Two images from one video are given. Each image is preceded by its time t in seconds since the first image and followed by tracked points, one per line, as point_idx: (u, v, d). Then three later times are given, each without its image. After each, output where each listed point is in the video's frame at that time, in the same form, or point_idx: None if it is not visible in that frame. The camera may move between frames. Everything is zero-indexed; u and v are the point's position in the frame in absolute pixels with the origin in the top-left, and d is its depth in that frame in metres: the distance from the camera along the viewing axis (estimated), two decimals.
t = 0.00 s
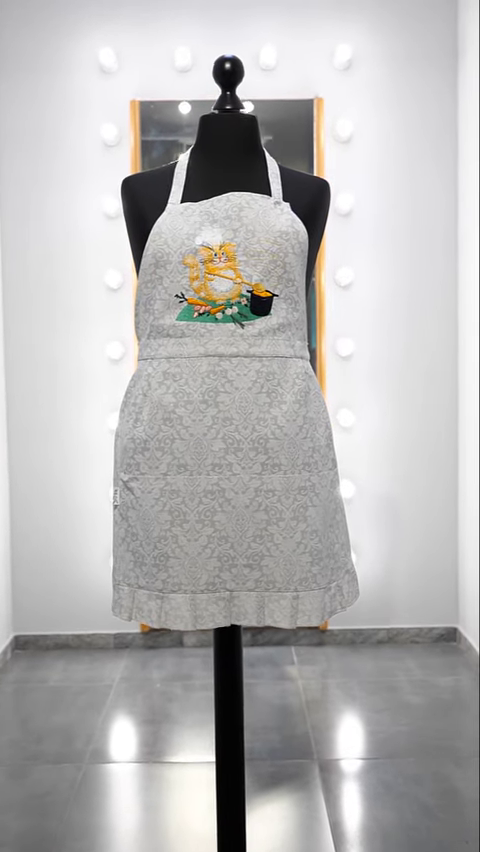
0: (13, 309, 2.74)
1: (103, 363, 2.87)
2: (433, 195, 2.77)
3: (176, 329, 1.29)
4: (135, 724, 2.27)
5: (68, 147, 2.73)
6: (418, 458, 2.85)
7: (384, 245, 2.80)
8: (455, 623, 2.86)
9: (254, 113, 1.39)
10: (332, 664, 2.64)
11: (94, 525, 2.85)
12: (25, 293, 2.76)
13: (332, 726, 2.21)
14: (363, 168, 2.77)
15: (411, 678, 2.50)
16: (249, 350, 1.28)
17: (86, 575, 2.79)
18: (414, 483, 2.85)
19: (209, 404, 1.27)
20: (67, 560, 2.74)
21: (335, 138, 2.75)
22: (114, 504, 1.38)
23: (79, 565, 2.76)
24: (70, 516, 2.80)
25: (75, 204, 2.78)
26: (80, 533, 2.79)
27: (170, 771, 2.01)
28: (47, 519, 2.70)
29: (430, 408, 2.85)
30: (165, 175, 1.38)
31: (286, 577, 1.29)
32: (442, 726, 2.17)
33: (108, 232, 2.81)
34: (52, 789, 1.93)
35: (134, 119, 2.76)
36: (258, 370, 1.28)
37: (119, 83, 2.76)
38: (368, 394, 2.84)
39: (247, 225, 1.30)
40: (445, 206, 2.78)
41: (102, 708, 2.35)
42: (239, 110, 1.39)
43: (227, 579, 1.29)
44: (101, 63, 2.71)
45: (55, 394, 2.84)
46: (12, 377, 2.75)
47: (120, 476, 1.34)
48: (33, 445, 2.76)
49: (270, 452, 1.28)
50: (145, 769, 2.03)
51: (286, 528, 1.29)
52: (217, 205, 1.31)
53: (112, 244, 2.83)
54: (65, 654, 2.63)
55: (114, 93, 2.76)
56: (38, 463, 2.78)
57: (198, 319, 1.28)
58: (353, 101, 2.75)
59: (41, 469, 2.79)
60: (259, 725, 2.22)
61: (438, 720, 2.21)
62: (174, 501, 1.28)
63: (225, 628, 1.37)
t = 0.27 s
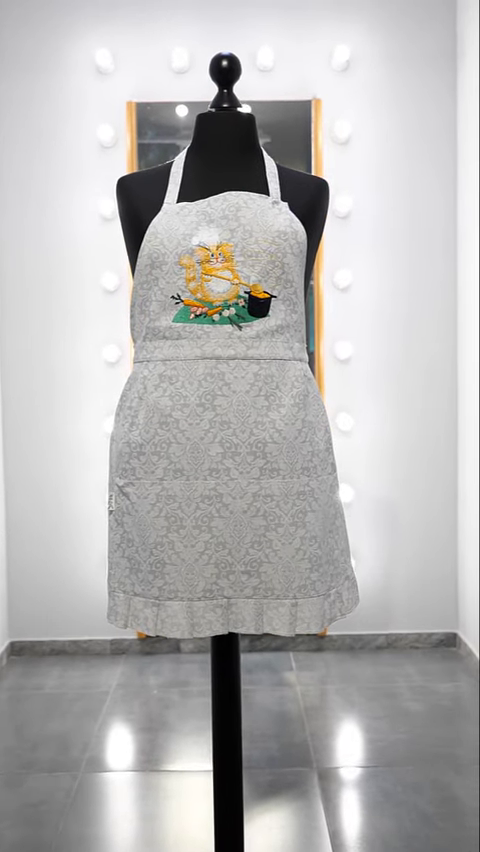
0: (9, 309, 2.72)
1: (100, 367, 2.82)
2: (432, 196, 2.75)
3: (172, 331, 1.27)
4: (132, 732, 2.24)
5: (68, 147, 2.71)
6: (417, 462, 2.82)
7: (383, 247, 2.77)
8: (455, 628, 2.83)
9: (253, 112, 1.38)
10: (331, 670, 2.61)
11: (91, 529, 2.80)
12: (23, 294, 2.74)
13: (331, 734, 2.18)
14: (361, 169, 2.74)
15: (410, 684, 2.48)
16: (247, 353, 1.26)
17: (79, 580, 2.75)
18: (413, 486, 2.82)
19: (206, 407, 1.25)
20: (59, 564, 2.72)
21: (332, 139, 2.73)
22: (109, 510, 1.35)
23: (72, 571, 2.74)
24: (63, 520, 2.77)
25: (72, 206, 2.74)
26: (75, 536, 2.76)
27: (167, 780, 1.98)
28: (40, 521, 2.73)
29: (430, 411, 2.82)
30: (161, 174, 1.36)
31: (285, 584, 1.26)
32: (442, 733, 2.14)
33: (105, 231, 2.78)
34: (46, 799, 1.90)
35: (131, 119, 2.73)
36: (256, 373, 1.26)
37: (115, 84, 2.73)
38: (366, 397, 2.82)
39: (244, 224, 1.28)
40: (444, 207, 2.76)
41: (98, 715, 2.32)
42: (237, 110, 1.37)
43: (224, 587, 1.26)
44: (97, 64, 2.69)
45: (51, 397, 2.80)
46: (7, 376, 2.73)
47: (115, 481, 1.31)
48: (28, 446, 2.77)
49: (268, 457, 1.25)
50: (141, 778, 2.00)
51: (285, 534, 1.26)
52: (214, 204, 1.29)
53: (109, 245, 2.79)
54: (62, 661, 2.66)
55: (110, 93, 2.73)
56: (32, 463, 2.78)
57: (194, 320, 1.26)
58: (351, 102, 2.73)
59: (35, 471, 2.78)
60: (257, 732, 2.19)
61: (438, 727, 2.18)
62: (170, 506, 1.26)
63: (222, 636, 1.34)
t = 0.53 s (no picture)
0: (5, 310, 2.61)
1: (95, 371, 2.80)
2: (431, 197, 2.73)
3: (168, 333, 1.24)
4: (129, 741, 2.21)
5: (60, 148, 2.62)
6: (417, 466, 2.80)
7: (382, 249, 2.75)
8: (455, 634, 2.80)
9: (250, 111, 1.35)
10: (330, 677, 2.58)
11: (86, 534, 2.77)
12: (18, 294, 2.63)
13: (331, 742, 2.15)
14: (359, 170, 2.72)
15: (410, 691, 2.44)
16: (245, 355, 1.23)
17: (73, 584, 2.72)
18: (413, 489, 2.79)
19: (202, 411, 1.22)
20: (55, 573, 2.66)
21: (330, 140, 2.70)
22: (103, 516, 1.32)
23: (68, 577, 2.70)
24: (59, 527, 2.72)
25: (67, 207, 2.69)
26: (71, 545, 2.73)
27: (164, 790, 1.95)
28: (35, 528, 2.64)
29: (429, 414, 2.80)
30: (156, 173, 1.33)
31: (284, 592, 1.23)
32: (443, 741, 2.11)
33: (101, 235, 2.75)
34: (41, 809, 1.86)
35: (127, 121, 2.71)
36: (254, 376, 1.23)
37: (111, 85, 2.70)
38: (364, 400, 2.79)
39: (242, 224, 1.25)
40: (443, 208, 2.73)
41: (94, 724, 2.29)
42: (233, 108, 1.34)
43: (222, 596, 1.23)
44: (92, 64, 2.65)
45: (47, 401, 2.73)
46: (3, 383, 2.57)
47: (109, 486, 1.28)
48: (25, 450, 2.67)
49: (266, 462, 1.23)
50: (138, 789, 1.96)
51: (284, 541, 1.23)
52: (211, 205, 1.27)
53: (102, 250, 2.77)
54: (57, 666, 2.52)
55: (106, 94, 2.70)
56: (28, 469, 2.66)
57: (191, 322, 1.23)
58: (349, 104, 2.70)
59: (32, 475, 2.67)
60: (255, 740, 2.15)
61: (438, 735, 2.15)
62: (167, 512, 1.23)
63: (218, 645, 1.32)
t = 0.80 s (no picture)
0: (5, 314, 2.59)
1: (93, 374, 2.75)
2: (432, 196, 2.67)
3: (166, 335, 1.28)
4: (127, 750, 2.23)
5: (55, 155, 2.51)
6: (417, 471, 2.73)
7: (381, 248, 2.84)
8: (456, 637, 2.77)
9: (248, 108, 1.39)
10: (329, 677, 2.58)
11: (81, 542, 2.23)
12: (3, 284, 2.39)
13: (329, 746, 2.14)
14: (360, 170, 2.79)
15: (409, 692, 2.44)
16: (243, 358, 1.27)
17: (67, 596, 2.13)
18: (413, 490, 2.73)
19: (201, 416, 1.25)
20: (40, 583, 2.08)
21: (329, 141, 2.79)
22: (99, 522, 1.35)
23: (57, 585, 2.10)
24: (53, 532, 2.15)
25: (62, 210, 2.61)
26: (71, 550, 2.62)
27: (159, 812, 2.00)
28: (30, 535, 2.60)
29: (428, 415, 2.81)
30: (152, 172, 1.37)
31: (284, 601, 1.25)
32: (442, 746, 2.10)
33: (97, 234, 2.77)
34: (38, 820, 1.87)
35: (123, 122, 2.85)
36: (252, 380, 1.27)
37: (106, 84, 2.63)
38: (364, 403, 2.94)
39: (240, 224, 1.30)
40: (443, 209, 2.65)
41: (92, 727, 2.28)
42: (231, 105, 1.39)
43: (221, 603, 1.26)
44: (88, 66, 2.52)
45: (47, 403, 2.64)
46: None
47: (104, 492, 1.31)
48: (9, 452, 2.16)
49: (265, 467, 1.25)
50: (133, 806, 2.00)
51: (284, 549, 1.25)
52: (208, 204, 1.32)
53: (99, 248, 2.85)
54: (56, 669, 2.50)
55: (101, 94, 2.64)
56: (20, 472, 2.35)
57: (188, 323, 1.28)
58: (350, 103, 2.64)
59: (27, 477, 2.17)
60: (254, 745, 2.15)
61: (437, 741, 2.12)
62: (164, 518, 1.26)
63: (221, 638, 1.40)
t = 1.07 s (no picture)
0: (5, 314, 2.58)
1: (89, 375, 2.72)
2: (433, 198, 2.67)
3: (162, 337, 1.27)
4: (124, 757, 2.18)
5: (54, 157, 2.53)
6: (415, 476, 2.76)
7: (380, 251, 2.75)
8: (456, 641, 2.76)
9: (248, 107, 1.40)
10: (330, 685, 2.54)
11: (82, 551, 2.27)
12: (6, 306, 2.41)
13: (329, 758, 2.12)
14: (359, 171, 2.71)
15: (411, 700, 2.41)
16: (242, 360, 1.27)
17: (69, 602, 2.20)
18: (413, 493, 2.76)
19: (199, 420, 1.25)
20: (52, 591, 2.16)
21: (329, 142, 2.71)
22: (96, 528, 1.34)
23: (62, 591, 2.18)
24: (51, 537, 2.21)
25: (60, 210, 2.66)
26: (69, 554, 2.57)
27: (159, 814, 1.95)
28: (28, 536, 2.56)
29: (427, 422, 2.77)
30: (150, 172, 1.37)
31: (283, 609, 1.25)
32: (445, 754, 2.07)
33: (94, 239, 2.72)
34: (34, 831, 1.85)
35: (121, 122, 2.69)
36: (252, 385, 1.26)
37: (105, 86, 2.61)
38: (364, 404, 2.80)
39: (239, 225, 1.30)
40: (443, 214, 2.67)
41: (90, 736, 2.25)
42: (229, 104, 1.39)
43: (219, 612, 1.25)
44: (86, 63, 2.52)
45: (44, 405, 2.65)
46: None
47: (101, 499, 1.30)
48: (7, 459, 2.24)
49: (264, 472, 1.25)
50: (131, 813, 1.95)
51: (284, 556, 1.25)
52: (207, 205, 1.31)
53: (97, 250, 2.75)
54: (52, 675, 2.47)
55: (100, 95, 2.63)
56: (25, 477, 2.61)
57: (186, 325, 1.27)
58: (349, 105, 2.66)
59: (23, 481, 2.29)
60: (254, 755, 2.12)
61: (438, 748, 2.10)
62: (161, 525, 1.25)
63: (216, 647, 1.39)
